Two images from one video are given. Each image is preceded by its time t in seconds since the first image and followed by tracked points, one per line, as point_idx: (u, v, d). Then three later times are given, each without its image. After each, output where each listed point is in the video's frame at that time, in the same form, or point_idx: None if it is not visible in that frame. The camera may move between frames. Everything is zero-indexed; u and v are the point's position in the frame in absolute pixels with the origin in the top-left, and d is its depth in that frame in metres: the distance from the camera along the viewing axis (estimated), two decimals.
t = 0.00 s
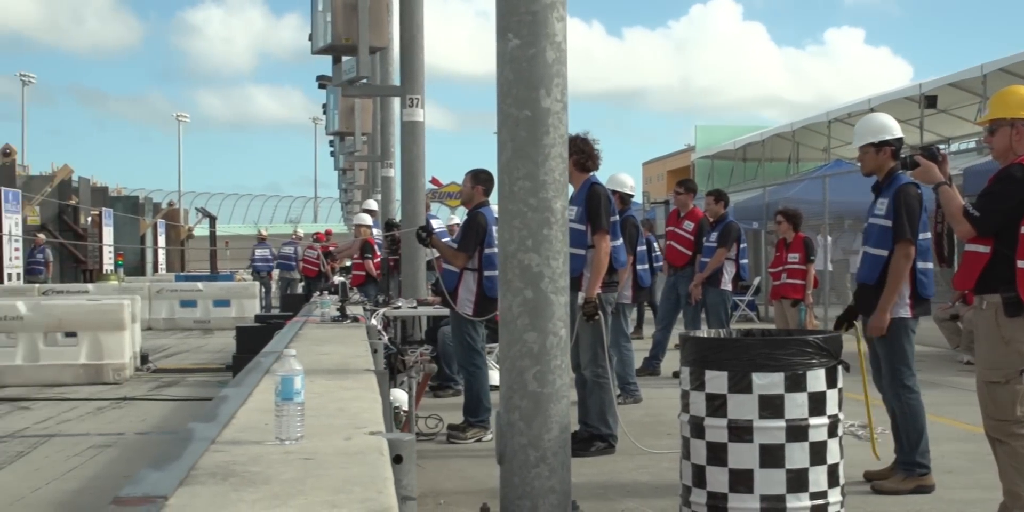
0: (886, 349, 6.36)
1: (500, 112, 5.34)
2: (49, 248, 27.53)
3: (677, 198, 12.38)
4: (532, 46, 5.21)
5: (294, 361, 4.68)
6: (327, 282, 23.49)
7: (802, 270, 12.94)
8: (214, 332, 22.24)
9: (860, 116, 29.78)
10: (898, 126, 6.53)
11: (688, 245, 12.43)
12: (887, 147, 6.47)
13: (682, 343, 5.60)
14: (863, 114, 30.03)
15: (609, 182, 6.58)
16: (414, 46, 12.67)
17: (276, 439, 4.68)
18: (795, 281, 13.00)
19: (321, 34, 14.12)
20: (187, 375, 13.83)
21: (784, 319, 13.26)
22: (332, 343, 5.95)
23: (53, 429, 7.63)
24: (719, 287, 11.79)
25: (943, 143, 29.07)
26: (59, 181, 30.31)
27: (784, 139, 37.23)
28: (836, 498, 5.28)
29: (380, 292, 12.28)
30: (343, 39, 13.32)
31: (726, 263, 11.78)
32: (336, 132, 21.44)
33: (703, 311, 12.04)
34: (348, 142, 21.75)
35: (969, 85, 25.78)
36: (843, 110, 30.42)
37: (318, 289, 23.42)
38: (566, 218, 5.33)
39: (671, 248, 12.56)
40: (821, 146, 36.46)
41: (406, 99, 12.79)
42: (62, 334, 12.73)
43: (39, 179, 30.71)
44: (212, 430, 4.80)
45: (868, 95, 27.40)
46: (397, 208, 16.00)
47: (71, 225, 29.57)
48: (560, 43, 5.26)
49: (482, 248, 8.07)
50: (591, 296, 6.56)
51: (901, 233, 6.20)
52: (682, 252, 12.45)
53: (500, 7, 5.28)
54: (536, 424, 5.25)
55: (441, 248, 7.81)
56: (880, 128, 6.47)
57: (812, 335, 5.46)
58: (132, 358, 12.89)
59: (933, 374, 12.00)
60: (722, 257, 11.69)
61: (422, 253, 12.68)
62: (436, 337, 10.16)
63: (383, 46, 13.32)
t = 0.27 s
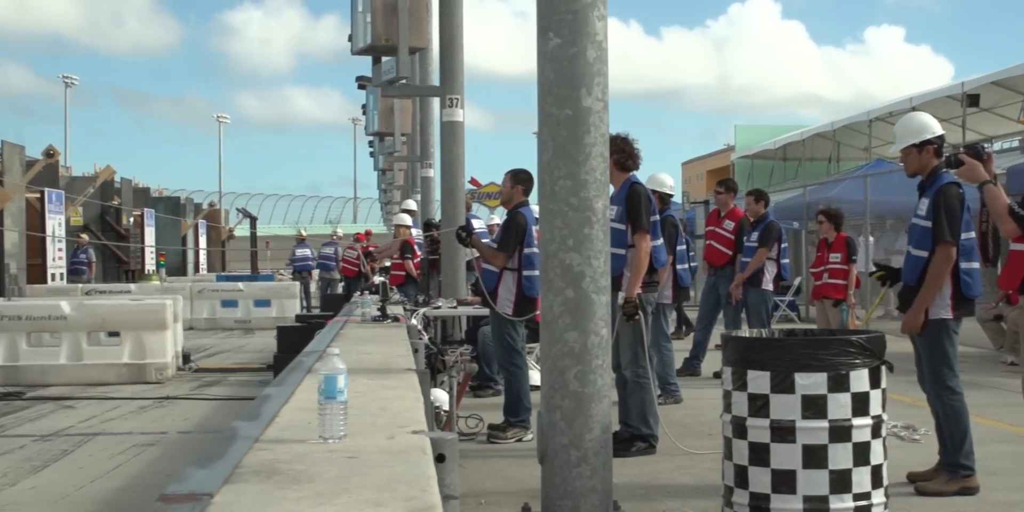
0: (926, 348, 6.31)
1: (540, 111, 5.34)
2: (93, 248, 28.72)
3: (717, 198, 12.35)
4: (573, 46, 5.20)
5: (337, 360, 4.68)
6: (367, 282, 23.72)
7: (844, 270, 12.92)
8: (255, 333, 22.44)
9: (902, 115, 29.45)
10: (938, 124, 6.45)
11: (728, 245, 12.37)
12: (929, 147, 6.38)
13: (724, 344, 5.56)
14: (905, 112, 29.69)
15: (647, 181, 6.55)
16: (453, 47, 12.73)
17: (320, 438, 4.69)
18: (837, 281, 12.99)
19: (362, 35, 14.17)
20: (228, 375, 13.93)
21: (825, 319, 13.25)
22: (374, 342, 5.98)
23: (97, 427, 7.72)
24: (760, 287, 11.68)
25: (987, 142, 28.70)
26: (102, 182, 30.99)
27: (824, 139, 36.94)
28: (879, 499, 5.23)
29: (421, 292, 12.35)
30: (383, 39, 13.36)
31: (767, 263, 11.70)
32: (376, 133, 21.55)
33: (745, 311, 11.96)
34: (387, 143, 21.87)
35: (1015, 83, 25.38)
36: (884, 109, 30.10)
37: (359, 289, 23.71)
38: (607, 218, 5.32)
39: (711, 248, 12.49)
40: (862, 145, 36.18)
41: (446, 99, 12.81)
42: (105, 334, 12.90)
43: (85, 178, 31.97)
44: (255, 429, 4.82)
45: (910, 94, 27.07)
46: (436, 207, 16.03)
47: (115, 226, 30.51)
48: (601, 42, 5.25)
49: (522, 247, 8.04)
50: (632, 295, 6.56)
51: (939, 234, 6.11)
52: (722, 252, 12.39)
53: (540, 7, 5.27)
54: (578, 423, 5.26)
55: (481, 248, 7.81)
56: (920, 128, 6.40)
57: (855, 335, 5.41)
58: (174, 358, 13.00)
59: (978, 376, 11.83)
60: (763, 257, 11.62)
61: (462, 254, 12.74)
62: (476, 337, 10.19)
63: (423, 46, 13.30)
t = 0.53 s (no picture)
0: (971, 349, 6.27)
1: (582, 111, 5.34)
2: (134, 248, 29.76)
3: (760, 199, 12.36)
4: (616, 46, 5.20)
5: (382, 360, 4.69)
6: (408, 282, 23.87)
7: (888, 270, 12.83)
8: (296, 333, 22.65)
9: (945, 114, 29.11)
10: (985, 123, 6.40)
11: (770, 245, 12.37)
12: (974, 145, 6.34)
13: (768, 344, 5.53)
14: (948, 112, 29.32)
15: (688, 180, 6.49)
16: (495, 47, 12.83)
17: (366, 437, 4.71)
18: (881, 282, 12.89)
19: (401, 36, 14.24)
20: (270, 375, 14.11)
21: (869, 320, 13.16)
22: (418, 342, 5.99)
23: (141, 426, 7.82)
24: (802, 288, 11.64)
25: None
26: (144, 184, 31.52)
27: (865, 139, 36.67)
28: (925, 501, 5.18)
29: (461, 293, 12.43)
30: (424, 40, 13.41)
31: (809, 263, 11.64)
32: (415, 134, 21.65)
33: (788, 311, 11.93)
34: (427, 143, 22.01)
35: None
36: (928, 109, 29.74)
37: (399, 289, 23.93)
38: (650, 218, 5.30)
39: (752, 248, 12.48)
40: (904, 145, 35.89)
41: (486, 100, 12.90)
42: (148, 333, 13.14)
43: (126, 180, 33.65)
44: (301, 429, 4.85)
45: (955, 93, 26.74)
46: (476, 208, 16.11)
47: (158, 226, 31.55)
48: (644, 42, 5.24)
49: (564, 248, 8.01)
50: (673, 296, 6.55)
51: (974, 233, 6.17)
52: (764, 252, 12.37)
53: (582, 7, 5.27)
54: (621, 424, 5.26)
55: (522, 248, 7.79)
56: (965, 128, 6.35)
57: (900, 335, 5.36)
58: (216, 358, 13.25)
59: None
60: (807, 258, 11.60)
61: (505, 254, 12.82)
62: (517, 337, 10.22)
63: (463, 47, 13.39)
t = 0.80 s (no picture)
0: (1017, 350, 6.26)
1: (627, 111, 5.32)
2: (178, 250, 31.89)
3: (803, 199, 12.29)
4: (660, 45, 5.17)
5: (430, 360, 4.69)
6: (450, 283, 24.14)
7: (934, 270, 12.73)
8: (338, 332, 24.18)
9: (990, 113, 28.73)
10: None
11: (813, 245, 12.28)
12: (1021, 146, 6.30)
13: (815, 343, 5.50)
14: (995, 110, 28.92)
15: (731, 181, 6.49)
16: (538, 49, 12.82)
17: (413, 437, 4.72)
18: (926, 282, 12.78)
19: (443, 37, 14.33)
20: (313, 373, 14.73)
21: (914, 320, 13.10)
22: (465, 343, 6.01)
23: (186, 426, 7.97)
24: (846, 288, 11.58)
25: None
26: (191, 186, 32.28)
27: (909, 138, 36.41)
28: (974, 503, 5.12)
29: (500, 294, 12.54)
30: (465, 41, 13.61)
31: (854, 263, 11.63)
32: (456, 134, 21.95)
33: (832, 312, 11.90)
34: (469, 144, 22.14)
35: None
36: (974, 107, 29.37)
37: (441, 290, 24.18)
38: (695, 218, 5.27)
39: (796, 248, 12.41)
40: (948, 145, 35.80)
41: (529, 100, 12.95)
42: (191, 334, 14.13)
43: (171, 181, 35.64)
44: (349, 428, 4.87)
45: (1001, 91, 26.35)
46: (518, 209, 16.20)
47: (200, 227, 34.29)
48: (688, 41, 5.21)
49: (607, 248, 7.99)
50: (717, 296, 6.56)
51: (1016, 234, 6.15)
52: (807, 252, 12.30)
53: (626, 7, 5.25)
54: (666, 424, 5.25)
55: (565, 249, 7.77)
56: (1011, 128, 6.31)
57: (949, 336, 5.31)
58: (259, 357, 14.12)
59: None
60: (851, 258, 11.58)
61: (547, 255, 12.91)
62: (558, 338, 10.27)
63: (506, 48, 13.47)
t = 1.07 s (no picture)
0: None
1: (675, 110, 5.30)
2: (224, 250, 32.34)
3: (848, 200, 12.19)
4: (709, 44, 5.15)
5: (481, 359, 4.69)
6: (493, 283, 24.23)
7: (981, 271, 12.73)
8: (382, 331, 24.44)
9: None
10: None
11: (860, 245, 12.18)
12: None
13: (865, 343, 5.46)
14: None
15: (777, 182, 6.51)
16: (582, 49, 12.84)
17: (465, 435, 4.75)
18: (973, 282, 12.80)
19: (487, 37, 14.32)
20: (358, 373, 14.88)
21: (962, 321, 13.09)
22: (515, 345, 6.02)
23: (236, 425, 8.08)
24: (893, 287, 11.65)
25: None
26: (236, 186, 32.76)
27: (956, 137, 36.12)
28: None
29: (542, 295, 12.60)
30: (509, 41, 13.62)
31: (901, 264, 11.66)
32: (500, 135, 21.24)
33: (879, 311, 11.92)
34: (513, 145, 22.15)
35: None
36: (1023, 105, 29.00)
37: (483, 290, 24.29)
38: (744, 218, 5.25)
39: (841, 248, 12.32)
40: (995, 144, 35.69)
41: (573, 100, 12.99)
42: (238, 333, 14.34)
43: (216, 182, 36.10)
44: (400, 427, 4.92)
45: None
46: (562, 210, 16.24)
47: (245, 228, 34.86)
48: (737, 40, 5.19)
49: (653, 247, 8.02)
50: (763, 297, 6.58)
51: None
52: (853, 252, 12.21)
53: (675, 5, 5.23)
54: (714, 424, 5.23)
55: (610, 248, 7.85)
56: None
57: (1001, 336, 5.25)
58: (304, 357, 14.27)
59: None
60: (898, 258, 11.60)
61: (590, 256, 12.97)
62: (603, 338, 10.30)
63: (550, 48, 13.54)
